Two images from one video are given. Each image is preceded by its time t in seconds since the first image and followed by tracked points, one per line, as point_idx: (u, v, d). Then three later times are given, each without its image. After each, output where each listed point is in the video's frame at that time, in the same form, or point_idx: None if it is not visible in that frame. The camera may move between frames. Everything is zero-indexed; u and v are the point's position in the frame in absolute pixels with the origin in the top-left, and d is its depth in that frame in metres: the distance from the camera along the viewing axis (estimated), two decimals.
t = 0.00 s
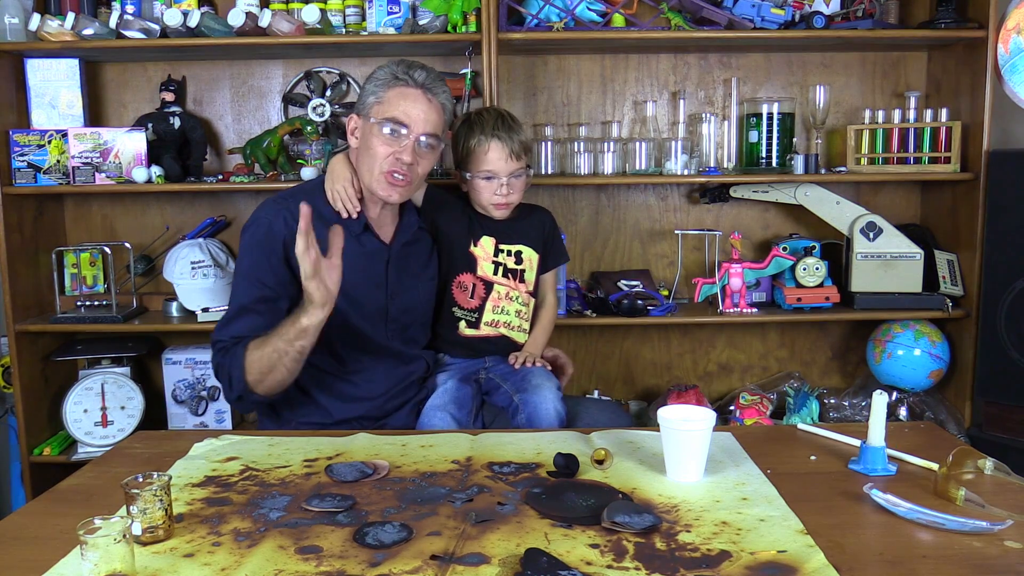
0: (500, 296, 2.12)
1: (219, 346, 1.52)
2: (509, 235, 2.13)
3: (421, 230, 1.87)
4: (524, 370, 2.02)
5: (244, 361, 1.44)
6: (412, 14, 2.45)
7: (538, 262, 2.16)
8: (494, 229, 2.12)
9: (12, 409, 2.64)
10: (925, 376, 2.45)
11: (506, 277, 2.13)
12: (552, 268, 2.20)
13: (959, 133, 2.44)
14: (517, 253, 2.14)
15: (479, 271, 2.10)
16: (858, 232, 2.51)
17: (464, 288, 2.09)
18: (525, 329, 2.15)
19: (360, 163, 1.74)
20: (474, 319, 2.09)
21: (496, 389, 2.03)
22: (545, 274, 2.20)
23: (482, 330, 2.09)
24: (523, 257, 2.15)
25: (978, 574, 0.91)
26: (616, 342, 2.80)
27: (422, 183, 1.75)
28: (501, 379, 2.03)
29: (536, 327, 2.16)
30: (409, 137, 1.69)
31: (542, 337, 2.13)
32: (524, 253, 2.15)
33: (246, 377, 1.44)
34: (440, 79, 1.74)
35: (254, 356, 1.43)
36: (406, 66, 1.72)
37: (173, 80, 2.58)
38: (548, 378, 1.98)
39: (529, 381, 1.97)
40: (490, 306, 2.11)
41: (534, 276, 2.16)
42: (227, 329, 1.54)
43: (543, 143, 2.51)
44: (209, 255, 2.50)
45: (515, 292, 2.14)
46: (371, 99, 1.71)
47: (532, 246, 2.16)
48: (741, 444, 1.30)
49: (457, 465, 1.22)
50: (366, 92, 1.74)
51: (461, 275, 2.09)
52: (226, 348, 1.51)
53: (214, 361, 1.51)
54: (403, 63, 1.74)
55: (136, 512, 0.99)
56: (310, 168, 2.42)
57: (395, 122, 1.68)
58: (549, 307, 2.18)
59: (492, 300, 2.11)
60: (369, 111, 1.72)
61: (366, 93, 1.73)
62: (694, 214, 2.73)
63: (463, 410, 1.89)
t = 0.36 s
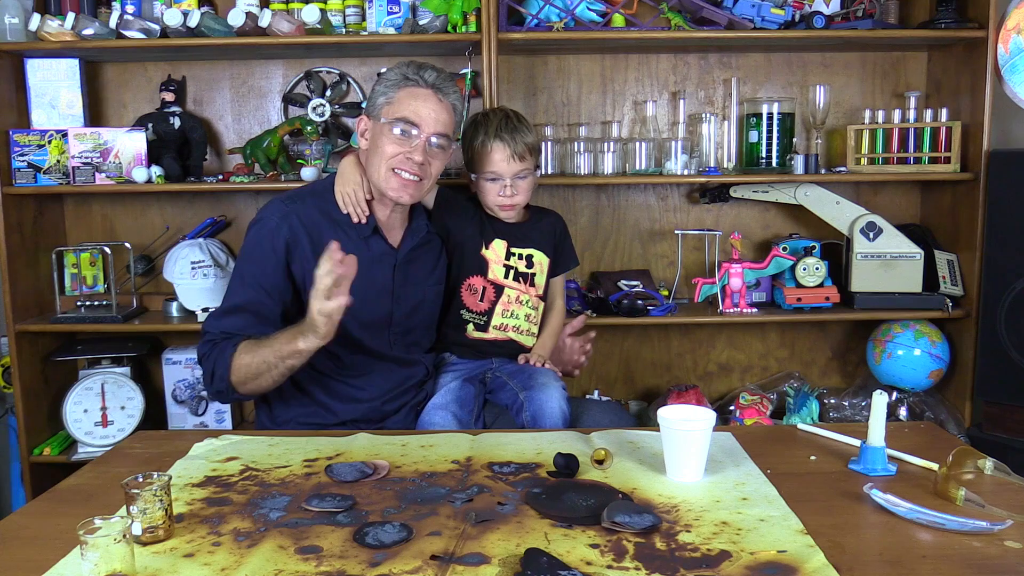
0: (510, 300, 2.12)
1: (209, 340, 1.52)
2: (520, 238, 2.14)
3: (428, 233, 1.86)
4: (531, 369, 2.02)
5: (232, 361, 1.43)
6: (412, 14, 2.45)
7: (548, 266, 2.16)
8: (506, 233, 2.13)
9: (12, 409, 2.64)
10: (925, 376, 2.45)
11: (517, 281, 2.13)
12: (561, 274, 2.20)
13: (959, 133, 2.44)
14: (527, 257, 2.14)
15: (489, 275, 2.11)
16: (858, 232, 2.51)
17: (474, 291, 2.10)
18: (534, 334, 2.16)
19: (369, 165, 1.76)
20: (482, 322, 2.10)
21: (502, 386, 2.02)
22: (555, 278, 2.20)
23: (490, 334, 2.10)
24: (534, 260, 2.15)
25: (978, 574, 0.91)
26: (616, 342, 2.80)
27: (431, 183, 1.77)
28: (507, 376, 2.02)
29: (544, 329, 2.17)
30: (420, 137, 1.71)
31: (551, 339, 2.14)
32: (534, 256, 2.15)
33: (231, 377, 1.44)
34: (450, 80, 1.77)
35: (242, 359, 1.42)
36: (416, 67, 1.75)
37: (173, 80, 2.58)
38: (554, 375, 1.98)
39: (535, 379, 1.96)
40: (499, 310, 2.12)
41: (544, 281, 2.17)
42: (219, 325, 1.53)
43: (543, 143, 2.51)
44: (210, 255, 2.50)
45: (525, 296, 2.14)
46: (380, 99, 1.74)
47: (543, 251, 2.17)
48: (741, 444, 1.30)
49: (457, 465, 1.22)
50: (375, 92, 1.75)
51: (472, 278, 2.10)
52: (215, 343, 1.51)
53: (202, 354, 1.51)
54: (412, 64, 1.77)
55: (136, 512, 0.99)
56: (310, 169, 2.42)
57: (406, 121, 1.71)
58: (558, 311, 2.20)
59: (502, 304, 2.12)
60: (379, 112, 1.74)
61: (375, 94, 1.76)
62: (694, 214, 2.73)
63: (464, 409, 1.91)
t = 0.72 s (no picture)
0: (504, 299, 2.11)
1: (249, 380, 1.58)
2: (513, 236, 2.13)
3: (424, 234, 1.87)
4: (528, 372, 2.03)
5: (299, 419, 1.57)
6: (412, 14, 2.45)
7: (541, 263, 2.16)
8: (500, 230, 2.12)
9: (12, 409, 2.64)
10: (925, 376, 2.45)
11: (511, 279, 2.12)
12: (554, 272, 2.21)
13: (959, 133, 2.44)
14: (521, 254, 2.14)
15: (483, 274, 2.10)
16: (858, 232, 2.51)
17: (468, 291, 2.09)
18: (529, 332, 2.16)
19: (372, 180, 1.72)
20: (476, 321, 2.09)
21: (500, 390, 2.02)
22: (549, 274, 2.21)
23: (484, 333, 2.09)
24: (527, 258, 2.15)
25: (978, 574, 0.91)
26: (616, 342, 2.80)
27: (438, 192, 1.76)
28: (504, 379, 2.02)
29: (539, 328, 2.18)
30: (430, 157, 1.67)
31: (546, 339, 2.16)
32: (527, 254, 2.15)
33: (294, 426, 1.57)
34: (449, 87, 1.71)
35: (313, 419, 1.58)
36: (416, 77, 1.68)
37: (173, 80, 2.58)
38: (552, 381, 1.99)
39: (534, 385, 1.97)
40: (493, 308, 2.11)
41: (537, 278, 2.16)
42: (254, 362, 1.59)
43: (543, 143, 2.51)
44: (209, 255, 2.50)
45: (519, 294, 2.14)
46: (383, 115, 1.67)
47: (537, 249, 2.16)
48: (741, 444, 1.30)
49: (457, 465, 1.22)
50: (374, 104, 1.68)
51: (465, 277, 2.09)
52: (259, 384, 1.58)
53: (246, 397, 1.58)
54: (410, 70, 1.69)
55: (136, 512, 0.99)
56: (310, 169, 2.41)
57: (416, 142, 1.65)
58: (551, 310, 2.21)
59: (496, 302, 2.11)
60: (382, 127, 1.67)
61: (373, 107, 1.68)
62: (694, 214, 2.73)
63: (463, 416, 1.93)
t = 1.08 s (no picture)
0: (493, 297, 2.10)
1: (249, 399, 1.62)
2: (500, 234, 2.12)
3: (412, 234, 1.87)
4: (524, 373, 2.03)
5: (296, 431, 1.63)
6: (412, 14, 2.45)
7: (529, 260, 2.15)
8: (486, 228, 2.11)
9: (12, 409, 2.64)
10: (925, 376, 2.45)
11: (499, 277, 2.11)
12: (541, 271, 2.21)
13: (959, 133, 2.44)
14: (508, 252, 2.12)
15: (470, 273, 2.08)
16: (858, 232, 2.51)
17: (456, 291, 2.07)
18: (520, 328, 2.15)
19: (377, 199, 1.71)
20: (467, 321, 2.07)
21: (497, 392, 2.04)
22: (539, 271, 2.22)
23: (476, 333, 2.07)
24: (515, 255, 2.13)
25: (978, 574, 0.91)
26: (616, 342, 2.80)
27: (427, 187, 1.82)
28: (501, 381, 2.04)
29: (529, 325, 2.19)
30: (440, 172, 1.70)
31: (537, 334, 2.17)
32: (515, 252, 2.13)
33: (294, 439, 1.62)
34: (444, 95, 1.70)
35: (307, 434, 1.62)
36: (428, 101, 1.63)
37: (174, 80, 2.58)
38: (550, 382, 2.00)
39: (530, 387, 1.98)
40: (483, 307, 2.10)
41: (525, 275, 2.15)
42: (253, 380, 1.62)
43: (543, 143, 2.51)
44: (210, 255, 2.50)
45: (508, 292, 2.12)
46: (400, 148, 1.62)
47: (524, 246, 2.15)
48: (741, 444, 1.30)
49: (457, 465, 1.22)
50: (388, 137, 1.61)
51: (452, 277, 2.07)
52: (257, 402, 1.61)
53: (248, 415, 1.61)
54: (419, 94, 1.63)
55: (136, 512, 0.99)
56: (310, 168, 2.41)
57: (433, 169, 1.67)
58: (540, 306, 2.22)
59: (485, 301, 2.09)
60: (398, 159, 1.64)
61: (388, 139, 1.62)
62: (694, 214, 2.73)
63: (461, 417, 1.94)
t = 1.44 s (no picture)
0: (485, 290, 2.10)
1: (247, 408, 1.62)
2: (491, 228, 2.13)
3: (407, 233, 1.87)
4: (518, 381, 2.02)
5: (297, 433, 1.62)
6: (412, 14, 2.45)
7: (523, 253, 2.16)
8: (479, 222, 2.12)
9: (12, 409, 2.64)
10: (925, 376, 2.45)
11: (491, 271, 2.12)
12: (536, 270, 2.22)
13: (959, 133, 2.44)
14: (501, 246, 2.14)
15: (463, 266, 2.08)
16: (858, 232, 2.51)
17: (449, 284, 2.06)
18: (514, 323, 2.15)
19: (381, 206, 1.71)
20: (459, 316, 2.07)
21: (493, 401, 2.03)
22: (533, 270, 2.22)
23: (468, 327, 2.07)
24: (508, 249, 2.14)
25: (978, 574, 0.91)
26: (616, 342, 2.80)
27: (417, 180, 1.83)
28: (497, 390, 2.03)
29: (525, 322, 2.18)
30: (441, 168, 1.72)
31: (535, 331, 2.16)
32: (508, 246, 2.14)
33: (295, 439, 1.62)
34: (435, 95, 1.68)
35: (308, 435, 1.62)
36: (429, 109, 1.62)
37: (174, 80, 2.58)
38: (548, 392, 1.99)
39: (525, 399, 1.98)
40: (474, 301, 2.09)
41: (519, 271, 2.16)
42: (251, 390, 1.62)
43: (543, 143, 2.51)
44: (209, 255, 2.50)
45: (501, 286, 2.13)
46: (410, 162, 1.62)
47: (517, 240, 2.16)
48: (741, 444, 1.30)
49: (457, 465, 1.22)
50: (399, 154, 1.60)
51: (445, 270, 2.06)
52: (256, 412, 1.61)
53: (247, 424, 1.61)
54: (421, 104, 1.60)
55: (136, 512, 0.99)
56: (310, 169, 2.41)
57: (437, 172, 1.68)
58: (536, 303, 2.22)
59: (477, 295, 2.09)
60: (407, 171, 1.63)
61: (399, 156, 1.60)
62: (694, 214, 2.73)
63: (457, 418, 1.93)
